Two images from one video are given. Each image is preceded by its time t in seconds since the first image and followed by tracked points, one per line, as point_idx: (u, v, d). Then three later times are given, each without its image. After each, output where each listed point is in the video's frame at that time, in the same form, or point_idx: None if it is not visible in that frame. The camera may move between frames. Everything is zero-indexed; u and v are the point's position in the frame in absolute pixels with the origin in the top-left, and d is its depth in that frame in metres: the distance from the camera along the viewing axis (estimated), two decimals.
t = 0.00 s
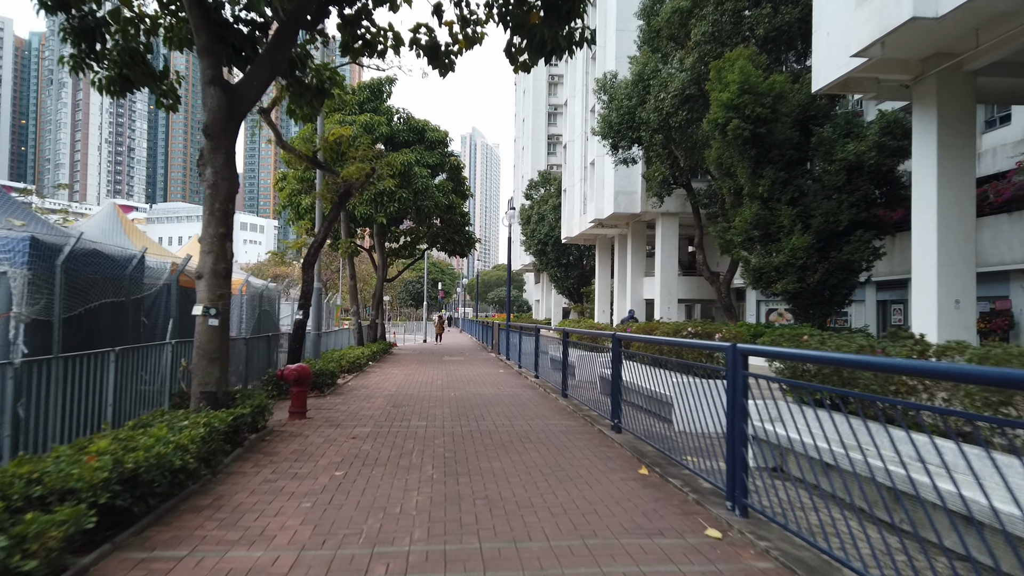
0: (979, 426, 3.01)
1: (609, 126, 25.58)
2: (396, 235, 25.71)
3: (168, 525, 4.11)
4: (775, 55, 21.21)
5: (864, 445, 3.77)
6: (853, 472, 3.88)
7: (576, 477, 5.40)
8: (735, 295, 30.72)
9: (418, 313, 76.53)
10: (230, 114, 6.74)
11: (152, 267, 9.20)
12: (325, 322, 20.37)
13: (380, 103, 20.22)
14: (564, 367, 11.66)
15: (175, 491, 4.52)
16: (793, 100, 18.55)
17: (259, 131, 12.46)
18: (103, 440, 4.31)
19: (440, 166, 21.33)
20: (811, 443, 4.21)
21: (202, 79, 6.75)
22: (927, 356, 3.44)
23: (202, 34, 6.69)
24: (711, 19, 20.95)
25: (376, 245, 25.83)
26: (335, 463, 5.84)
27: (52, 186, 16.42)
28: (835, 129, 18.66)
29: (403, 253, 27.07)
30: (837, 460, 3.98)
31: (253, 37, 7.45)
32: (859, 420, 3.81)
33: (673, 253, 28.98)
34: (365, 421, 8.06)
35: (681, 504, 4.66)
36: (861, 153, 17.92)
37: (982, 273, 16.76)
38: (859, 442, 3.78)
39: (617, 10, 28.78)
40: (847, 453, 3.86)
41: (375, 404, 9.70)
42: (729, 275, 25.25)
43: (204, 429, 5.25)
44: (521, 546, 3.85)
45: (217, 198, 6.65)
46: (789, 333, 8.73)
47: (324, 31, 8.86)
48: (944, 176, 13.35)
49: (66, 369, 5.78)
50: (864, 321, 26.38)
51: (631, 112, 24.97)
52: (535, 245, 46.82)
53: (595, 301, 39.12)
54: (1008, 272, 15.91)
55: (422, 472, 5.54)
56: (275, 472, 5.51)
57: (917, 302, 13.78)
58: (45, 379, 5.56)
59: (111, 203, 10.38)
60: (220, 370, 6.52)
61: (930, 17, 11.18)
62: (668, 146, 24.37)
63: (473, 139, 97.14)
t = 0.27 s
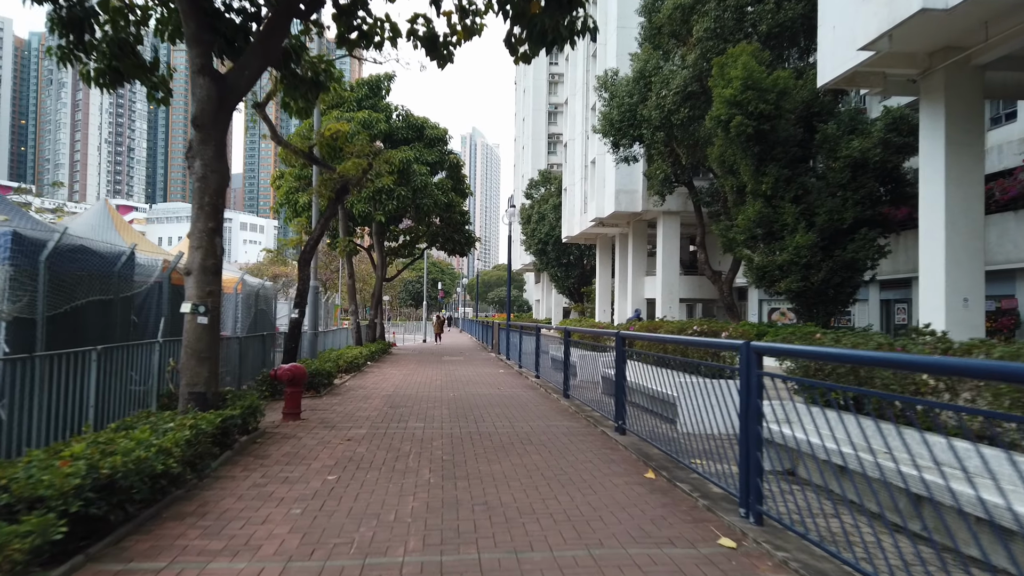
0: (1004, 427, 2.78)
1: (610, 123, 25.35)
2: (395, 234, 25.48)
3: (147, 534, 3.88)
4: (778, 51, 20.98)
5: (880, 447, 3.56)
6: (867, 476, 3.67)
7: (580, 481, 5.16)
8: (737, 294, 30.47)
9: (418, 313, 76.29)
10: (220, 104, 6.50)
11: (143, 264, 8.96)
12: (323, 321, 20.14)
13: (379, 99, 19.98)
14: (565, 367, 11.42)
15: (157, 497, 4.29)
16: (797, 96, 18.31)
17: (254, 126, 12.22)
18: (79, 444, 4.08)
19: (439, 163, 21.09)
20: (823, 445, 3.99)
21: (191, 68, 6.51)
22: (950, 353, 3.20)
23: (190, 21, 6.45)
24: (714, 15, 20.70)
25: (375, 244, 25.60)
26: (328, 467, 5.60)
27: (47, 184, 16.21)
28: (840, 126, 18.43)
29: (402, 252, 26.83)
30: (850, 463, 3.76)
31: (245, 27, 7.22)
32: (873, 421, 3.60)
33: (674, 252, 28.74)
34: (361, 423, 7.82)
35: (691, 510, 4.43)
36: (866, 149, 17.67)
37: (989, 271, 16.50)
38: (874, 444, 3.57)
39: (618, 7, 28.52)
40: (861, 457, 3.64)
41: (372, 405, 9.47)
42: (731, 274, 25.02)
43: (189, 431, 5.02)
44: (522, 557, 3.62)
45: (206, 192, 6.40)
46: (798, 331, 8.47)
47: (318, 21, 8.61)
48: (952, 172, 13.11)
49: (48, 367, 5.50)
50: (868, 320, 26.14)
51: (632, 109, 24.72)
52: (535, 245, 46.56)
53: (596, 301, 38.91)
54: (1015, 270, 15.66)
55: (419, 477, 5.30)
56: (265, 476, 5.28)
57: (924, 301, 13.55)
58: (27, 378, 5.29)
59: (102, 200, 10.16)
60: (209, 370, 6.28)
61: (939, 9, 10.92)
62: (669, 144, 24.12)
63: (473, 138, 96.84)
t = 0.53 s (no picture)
0: None
1: (612, 121, 25.09)
2: (395, 233, 25.25)
3: (129, 551, 3.64)
4: (782, 49, 20.74)
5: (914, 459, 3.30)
6: (898, 490, 3.40)
7: (588, 491, 4.91)
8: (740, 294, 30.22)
9: (419, 313, 76.08)
10: (211, 97, 6.26)
11: (135, 263, 8.73)
12: (323, 321, 19.90)
13: (378, 97, 19.74)
14: (569, 368, 11.19)
15: (141, 510, 4.06)
16: (803, 93, 18.05)
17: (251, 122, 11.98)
18: (57, 455, 3.84)
19: (440, 162, 20.85)
20: (847, 456, 3.73)
21: (182, 60, 6.27)
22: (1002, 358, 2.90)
23: (181, 11, 6.21)
24: (718, 12, 20.45)
25: (375, 244, 25.36)
26: (324, 475, 5.35)
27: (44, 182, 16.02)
28: (846, 123, 18.18)
29: (402, 251, 26.60)
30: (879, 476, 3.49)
31: (238, 18, 6.98)
32: (904, 432, 3.33)
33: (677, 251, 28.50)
34: (359, 427, 7.58)
35: (706, 524, 4.18)
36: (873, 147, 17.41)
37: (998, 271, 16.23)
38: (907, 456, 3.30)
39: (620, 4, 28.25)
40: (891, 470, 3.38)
41: (371, 408, 9.24)
42: (735, 273, 24.78)
43: (178, 439, 4.78)
44: None
45: (197, 188, 6.16)
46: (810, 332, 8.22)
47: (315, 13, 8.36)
48: (963, 170, 12.85)
49: (37, 372, 5.22)
50: (873, 320, 25.87)
51: (635, 107, 24.46)
52: (536, 244, 46.31)
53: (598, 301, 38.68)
54: None
55: (419, 486, 5.05)
56: (258, 485, 5.04)
57: (935, 301, 13.29)
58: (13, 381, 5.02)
59: (95, 198, 9.93)
60: (201, 374, 6.03)
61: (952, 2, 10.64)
62: (672, 142, 23.85)
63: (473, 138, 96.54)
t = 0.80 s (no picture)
0: None
1: (618, 119, 24.81)
2: (400, 233, 25.00)
3: (116, 567, 3.39)
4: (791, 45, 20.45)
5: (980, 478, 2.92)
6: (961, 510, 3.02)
7: (605, 500, 4.64)
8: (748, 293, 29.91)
9: (424, 313, 75.87)
10: (209, 87, 6.01)
11: (133, 261, 8.50)
12: (326, 321, 19.67)
13: (383, 94, 19.51)
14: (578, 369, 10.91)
15: (131, 522, 3.80)
16: (814, 90, 17.74)
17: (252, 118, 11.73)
18: (41, 464, 3.59)
19: (444, 160, 20.60)
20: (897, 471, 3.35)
21: (178, 49, 6.02)
22: None
23: None
24: (726, 8, 20.15)
25: (379, 243, 25.12)
26: (326, 482, 5.09)
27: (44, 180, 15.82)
28: (858, 120, 17.89)
29: (407, 251, 26.36)
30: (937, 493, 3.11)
31: (238, 7, 6.73)
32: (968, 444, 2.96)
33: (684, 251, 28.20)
34: (363, 430, 7.32)
35: (734, 537, 3.91)
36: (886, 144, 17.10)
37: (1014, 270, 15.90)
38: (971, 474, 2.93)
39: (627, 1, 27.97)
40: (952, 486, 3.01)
41: (375, 410, 8.98)
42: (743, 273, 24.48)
43: (172, 445, 4.53)
44: None
45: (194, 182, 5.91)
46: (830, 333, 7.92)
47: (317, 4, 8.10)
48: (981, 167, 12.54)
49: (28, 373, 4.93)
50: (884, 321, 25.53)
51: (642, 105, 24.18)
52: (541, 244, 46.03)
53: (603, 301, 38.38)
54: None
55: (426, 495, 4.78)
56: (257, 493, 4.78)
57: (952, 301, 12.97)
58: None
59: (93, 195, 9.72)
60: (198, 375, 5.77)
61: None
62: (680, 140, 23.55)
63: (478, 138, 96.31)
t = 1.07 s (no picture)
0: None
1: (624, 119, 24.56)
2: (404, 233, 24.78)
3: None
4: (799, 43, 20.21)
5: None
6: None
7: (620, 515, 4.40)
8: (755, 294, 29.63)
9: (428, 314, 75.66)
10: (206, 81, 5.79)
11: (131, 262, 8.29)
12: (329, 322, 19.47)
13: (386, 93, 19.31)
14: (586, 372, 10.69)
15: (118, 541, 3.58)
16: (824, 87, 17.47)
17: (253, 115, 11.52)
18: (20, 479, 3.37)
19: (449, 160, 20.39)
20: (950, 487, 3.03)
21: (174, 42, 5.79)
22: None
23: None
24: (734, 5, 19.91)
25: (383, 244, 24.91)
26: (326, 494, 4.86)
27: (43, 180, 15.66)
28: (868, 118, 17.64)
29: (411, 251, 26.15)
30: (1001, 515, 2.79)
31: None
32: None
33: (690, 251, 27.95)
34: (365, 437, 7.10)
35: (760, 557, 3.67)
36: (897, 142, 16.85)
37: None
38: None
39: None
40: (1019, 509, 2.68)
41: (378, 414, 8.76)
42: (750, 273, 24.20)
43: (164, 456, 4.31)
44: None
45: (190, 180, 5.70)
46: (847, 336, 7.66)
47: None
48: (997, 165, 12.26)
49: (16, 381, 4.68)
50: (893, 322, 25.24)
51: (648, 104, 23.95)
52: (545, 244, 45.81)
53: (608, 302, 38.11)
54: None
55: (431, 509, 4.55)
56: (254, 505, 4.56)
57: (966, 302, 12.69)
58: None
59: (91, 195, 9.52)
60: (194, 381, 5.54)
61: None
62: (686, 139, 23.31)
63: (481, 138, 96.11)
